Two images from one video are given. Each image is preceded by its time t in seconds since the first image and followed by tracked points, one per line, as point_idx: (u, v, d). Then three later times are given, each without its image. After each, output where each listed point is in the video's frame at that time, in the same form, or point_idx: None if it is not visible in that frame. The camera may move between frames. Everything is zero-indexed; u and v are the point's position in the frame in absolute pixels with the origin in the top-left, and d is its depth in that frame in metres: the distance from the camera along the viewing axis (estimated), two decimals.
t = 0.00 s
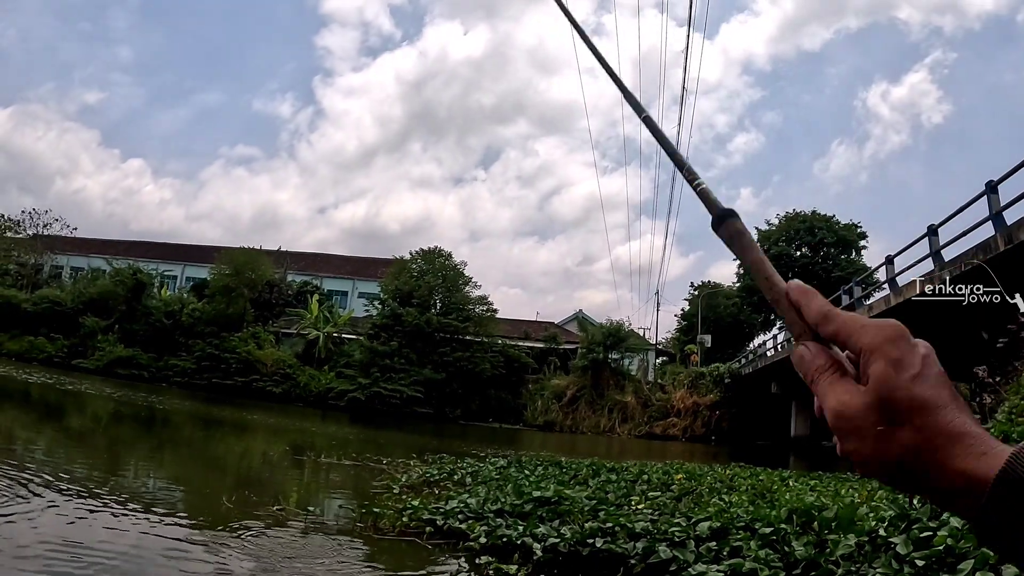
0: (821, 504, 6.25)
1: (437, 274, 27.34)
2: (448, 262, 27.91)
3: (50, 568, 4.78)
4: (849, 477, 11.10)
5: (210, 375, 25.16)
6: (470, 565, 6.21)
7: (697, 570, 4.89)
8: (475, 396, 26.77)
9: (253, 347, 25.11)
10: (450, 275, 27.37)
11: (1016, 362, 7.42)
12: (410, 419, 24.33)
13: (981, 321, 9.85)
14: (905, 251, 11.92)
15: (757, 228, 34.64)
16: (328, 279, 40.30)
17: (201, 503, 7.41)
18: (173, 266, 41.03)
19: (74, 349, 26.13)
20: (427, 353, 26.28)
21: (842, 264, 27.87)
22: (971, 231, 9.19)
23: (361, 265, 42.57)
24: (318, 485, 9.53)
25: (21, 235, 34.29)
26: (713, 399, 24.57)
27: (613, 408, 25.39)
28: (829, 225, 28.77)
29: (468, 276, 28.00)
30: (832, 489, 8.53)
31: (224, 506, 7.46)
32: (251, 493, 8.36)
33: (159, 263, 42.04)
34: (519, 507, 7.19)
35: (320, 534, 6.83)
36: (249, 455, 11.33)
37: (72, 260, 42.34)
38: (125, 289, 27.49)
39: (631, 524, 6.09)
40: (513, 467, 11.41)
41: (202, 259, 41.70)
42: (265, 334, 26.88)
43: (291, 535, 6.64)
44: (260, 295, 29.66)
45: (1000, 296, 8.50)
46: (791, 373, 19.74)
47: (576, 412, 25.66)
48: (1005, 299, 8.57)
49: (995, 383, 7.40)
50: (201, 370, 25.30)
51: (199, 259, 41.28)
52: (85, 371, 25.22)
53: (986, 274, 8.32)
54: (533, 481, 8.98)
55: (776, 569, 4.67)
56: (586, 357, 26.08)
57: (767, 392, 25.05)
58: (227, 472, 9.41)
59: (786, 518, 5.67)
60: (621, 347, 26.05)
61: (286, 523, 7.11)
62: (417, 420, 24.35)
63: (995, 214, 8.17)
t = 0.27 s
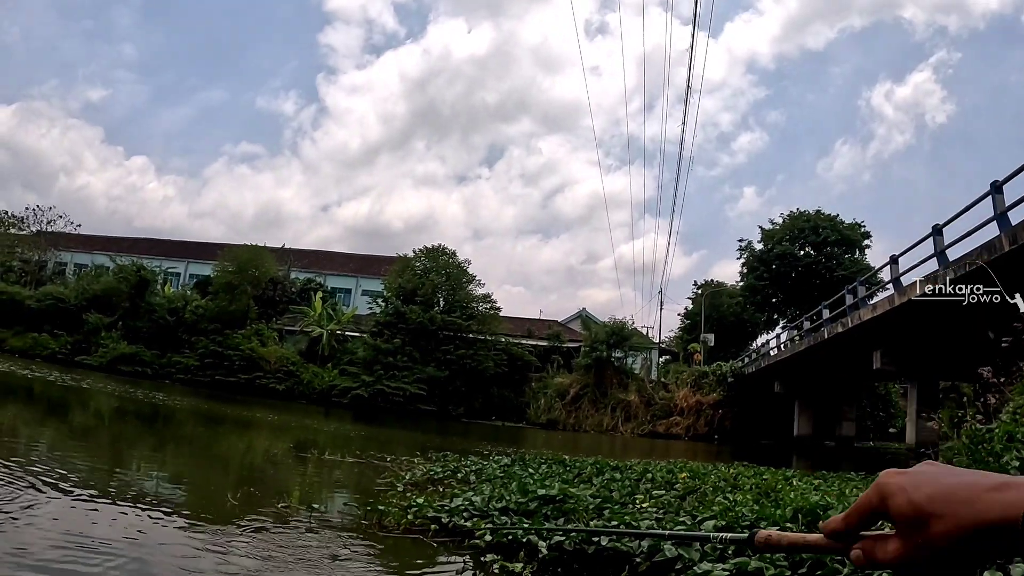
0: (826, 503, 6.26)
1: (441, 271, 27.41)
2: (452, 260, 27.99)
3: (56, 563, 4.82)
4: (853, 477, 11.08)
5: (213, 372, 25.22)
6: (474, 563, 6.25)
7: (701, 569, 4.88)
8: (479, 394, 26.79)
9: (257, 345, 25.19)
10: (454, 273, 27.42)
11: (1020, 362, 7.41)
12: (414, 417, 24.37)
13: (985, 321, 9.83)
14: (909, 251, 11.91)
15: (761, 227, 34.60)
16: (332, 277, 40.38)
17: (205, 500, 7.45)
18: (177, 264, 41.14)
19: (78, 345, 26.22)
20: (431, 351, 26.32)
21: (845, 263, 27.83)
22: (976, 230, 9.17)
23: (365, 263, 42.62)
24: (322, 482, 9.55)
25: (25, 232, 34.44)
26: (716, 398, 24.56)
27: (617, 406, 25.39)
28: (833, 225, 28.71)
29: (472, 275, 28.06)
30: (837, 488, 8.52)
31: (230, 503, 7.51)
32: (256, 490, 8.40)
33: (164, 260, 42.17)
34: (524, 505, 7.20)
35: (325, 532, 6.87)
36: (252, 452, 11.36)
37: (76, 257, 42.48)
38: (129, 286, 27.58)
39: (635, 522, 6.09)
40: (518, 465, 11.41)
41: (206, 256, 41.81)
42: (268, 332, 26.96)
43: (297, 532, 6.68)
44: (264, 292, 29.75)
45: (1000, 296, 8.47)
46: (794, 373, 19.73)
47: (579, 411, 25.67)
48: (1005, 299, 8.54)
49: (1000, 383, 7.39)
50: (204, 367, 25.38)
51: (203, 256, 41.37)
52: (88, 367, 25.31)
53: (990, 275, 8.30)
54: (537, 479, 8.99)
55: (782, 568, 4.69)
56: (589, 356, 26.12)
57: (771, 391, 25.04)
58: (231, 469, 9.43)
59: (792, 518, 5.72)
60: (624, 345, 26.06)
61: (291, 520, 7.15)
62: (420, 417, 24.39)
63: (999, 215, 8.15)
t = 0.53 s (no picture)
0: (828, 502, 6.28)
1: (444, 269, 27.44)
2: (455, 258, 28.03)
3: (61, 559, 4.86)
4: (856, 476, 11.06)
5: (216, 370, 25.29)
6: (478, 561, 6.27)
7: (705, 567, 4.89)
8: (482, 392, 26.81)
9: (260, 342, 25.24)
10: (457, 271, 27.43)
11: None
12: (417, 415, 24.41)
13: (988, 321, 9.81)
14: (913, 251, 11.88)
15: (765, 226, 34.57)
16: (335, 275, 40.43)
17: (210, 497, 7.49)
18: (180, 261, 41.23)
19: (81, 342, 26.30)
20: (434, 349, 26.35)
21: (849, 263, 27.78)
22: (980, 230, 9.15)
23: (368, 261, 42.67)
24: (324, 480, 9.57)
25: (29, 229, 34.53)
26: (719, 397, 24.54)
27: (619, 405, 25.40)
28: (836, 224, 28.65)
29: (475, 273, 28.09)
30: (840, 488, 8.51)
31: (235, 500, 7.55)
32: (260, 487, 8.44)
33: (167, 258, 42.25)
34: (527, 503, 7.22)
35: (330, 529, 6.90)
36: (255, 450, 11.39)
37: (79, 254, 42.60)
38: (132, 283, 27.65)
39: (639, 520, 6.11)
40: (520, 463, 11.40)
41: (209, 254, 41.89)
42: (271, 329, 27.01)
43: (302, 529, 6.71)
44: (267, 290, 29.81)
45: (1000, 295, 8.46)
46: (797, 372, 19.71)
47: (582, 409, 25.68)
48: (1005, 299, 8.53)
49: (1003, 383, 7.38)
50: (207, 364, 25.44)
51: (206, 254, 41.46)
52: (91, 364, 25.39)
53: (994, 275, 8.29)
54: (540, 477, 9.01)
55: (784, 566, 4.69)
56: (592, 354, 26.13)
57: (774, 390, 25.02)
58: (232, 466, 9.46)
59: (794, 516, 5.70)
60: (627, 344, 26.06)
61: (295, 517, 7.19)
62: (423, 415, 24.42)
63: (1003, 215, 8.13)
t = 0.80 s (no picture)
0: (832, 502, 6.28)
1: (449, 267, 27.44)
2: (459, 256, 28.04)
3: (64, 555, 4.90)
4: (861, 476, 11.03)
5: (221, 367, 25.36)
6: (482, 558, 6.30)
7: (707, 566, 4.89)
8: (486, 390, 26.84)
9: (264, 339, 25.31)
10: (462, 269, 27.43)
11: None
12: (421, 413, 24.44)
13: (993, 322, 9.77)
14: (918, 251, 11.82)
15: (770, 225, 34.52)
16: (340, 272, 40.51)
17: (213, 494, 7.52)
18: (185, 259, 41.38)
19: (86, 340, 26.41)
20: (438, 347, 26.38)
21: (853, 263, 27.73)
22: (986, 231, 9.10)
23: (373, 258, 42.74)
24: (329, 477, 9.63)
25: (35, 226, 34.68)
26: (723, 396, 24.51)
27: (623, 404, 25.38)
28: (842, 223, 28.56)
29: (479, 271, 28.10)
30: (843, 487, 8.49)
31: (238, 497, 7.58)
32: (264, 485, 8.48)
33: (172, 255, 42.37)
34: (532, 501, 7.23)
35: (334, 526, 6.94)
36: (260, 447, 11.47)
37: (84, 252, 42.79)
38: (138, 281, 27.76)
39: (643, 519, 6.12)
40: (525, 461, 11.45)
41: (214, 252, 42.01)
42: (276, 327, 27.09)
43: (306, 527, 6.74)
44: (272, 288, 29.90)
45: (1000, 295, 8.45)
46: (802, 372, 19.67)
47: (586, 408, 25.67)
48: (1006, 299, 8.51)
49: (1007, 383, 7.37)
50: (212, 362, 25.52)
51: (211, 252, 41.59)
52: (97, 361, 25.51)
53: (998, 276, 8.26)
54: (544, 476, 9.02)
55: (787, 566, 4.69)
56: (596, 353, 26.12)
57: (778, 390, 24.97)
58: (238, 464, 9.53)
59: (797, 515, 5.70)
60: (632, 343, 26.04)
61: (299, 514, 7.22)
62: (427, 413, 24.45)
63: (1008, 215, 8.09)
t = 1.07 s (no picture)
0: (833, 503, 6.28)
1: (453, 266, 27.48)
2: (463, 255, 28.07)
3: (66, 550, 4.93)
4: (863, 476, 11.03)
5: (225, 364, 25.44)
6: (483, 556, 6.32)
7: (708, 565, 4.90)
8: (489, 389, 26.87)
9: (268, 337, 25.37)
10: (466, 268, 27.47)
11: None
12: (425, 412, 24.47)
13: (997, 323, 9.76)
14: (922, 252, 11.80)
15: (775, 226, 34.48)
16: (344, 270, 40.57)
17: (215, 490, 7.55)
18: (189, 256, 41.49)
19: (90, 337, 26.50)
20: (441, 345, 26.42)
21: (857, 263, 27.71)
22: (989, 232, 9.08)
23: (377, 256, 42.80)
24: (330, 476, 9.65)
25: (39, 224, 34.80)
26: (726, 396, 24.50)
27: (627, 404, 25.39)
28: (846, 223, 28.49)
29: (483, 270, 28.13)
30: (845, 488, 8.49)
31: (240, 493, 7.62)
32: (267, 481, 8.52)
33: (176, 253, 42.49)
34: (533, 500, 7.24)
35: (335, 522, 6.99)
36: (262, 445, 11.50)
37: (89, 249, 42.93)
38: (142, 278, 27.85)
39: (644, 519, 6.12)
40: (527, 460, 11.45)
41: (218, 249, 42.11)
42: (279, 324, 27.16)
43: (308, 524, 6.78)
44: (276, 285, 29.98)
45: (1001, 296, 8.46)
46: (805, 372, 19.65)
47: (589, 407, 25.68)
48: (1006, 299, 8.51)
49: (1010, 384, 7.36)
50: (216, 359, 25.60)
51: (215, 249, 41.69)
52: (100, 358, 25.60)
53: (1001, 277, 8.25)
54: (545, 474, 9.02)
55: (787, 566, 4.70)
56: (599, 353, 26.11)
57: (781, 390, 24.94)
58: (240, 461, 9.56)
59: (798, 516, 5.72)
60: (635, 343, 26.04)
61: (300, 511, 7.25)
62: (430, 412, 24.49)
63: (1013, 216, 8.08)
